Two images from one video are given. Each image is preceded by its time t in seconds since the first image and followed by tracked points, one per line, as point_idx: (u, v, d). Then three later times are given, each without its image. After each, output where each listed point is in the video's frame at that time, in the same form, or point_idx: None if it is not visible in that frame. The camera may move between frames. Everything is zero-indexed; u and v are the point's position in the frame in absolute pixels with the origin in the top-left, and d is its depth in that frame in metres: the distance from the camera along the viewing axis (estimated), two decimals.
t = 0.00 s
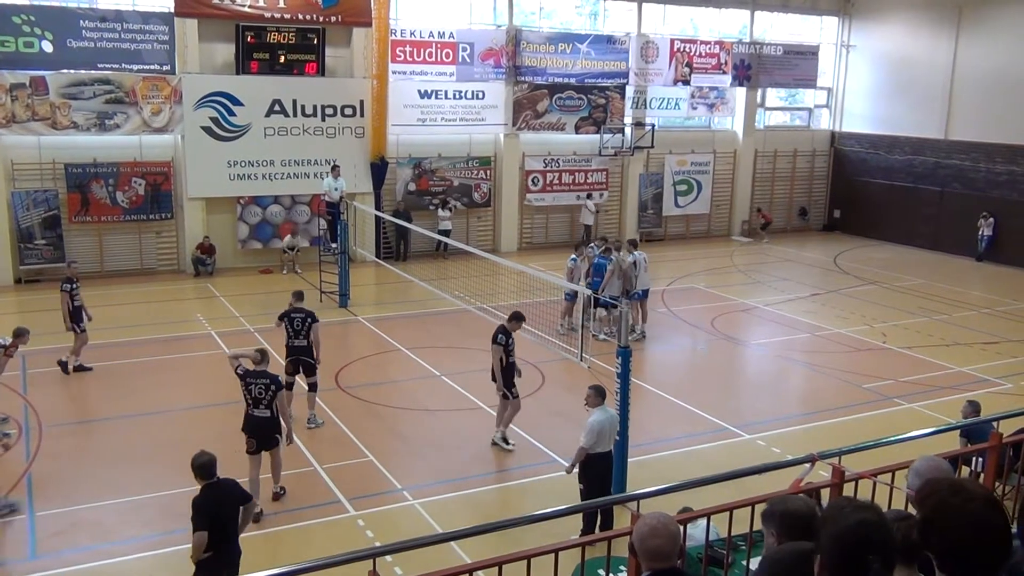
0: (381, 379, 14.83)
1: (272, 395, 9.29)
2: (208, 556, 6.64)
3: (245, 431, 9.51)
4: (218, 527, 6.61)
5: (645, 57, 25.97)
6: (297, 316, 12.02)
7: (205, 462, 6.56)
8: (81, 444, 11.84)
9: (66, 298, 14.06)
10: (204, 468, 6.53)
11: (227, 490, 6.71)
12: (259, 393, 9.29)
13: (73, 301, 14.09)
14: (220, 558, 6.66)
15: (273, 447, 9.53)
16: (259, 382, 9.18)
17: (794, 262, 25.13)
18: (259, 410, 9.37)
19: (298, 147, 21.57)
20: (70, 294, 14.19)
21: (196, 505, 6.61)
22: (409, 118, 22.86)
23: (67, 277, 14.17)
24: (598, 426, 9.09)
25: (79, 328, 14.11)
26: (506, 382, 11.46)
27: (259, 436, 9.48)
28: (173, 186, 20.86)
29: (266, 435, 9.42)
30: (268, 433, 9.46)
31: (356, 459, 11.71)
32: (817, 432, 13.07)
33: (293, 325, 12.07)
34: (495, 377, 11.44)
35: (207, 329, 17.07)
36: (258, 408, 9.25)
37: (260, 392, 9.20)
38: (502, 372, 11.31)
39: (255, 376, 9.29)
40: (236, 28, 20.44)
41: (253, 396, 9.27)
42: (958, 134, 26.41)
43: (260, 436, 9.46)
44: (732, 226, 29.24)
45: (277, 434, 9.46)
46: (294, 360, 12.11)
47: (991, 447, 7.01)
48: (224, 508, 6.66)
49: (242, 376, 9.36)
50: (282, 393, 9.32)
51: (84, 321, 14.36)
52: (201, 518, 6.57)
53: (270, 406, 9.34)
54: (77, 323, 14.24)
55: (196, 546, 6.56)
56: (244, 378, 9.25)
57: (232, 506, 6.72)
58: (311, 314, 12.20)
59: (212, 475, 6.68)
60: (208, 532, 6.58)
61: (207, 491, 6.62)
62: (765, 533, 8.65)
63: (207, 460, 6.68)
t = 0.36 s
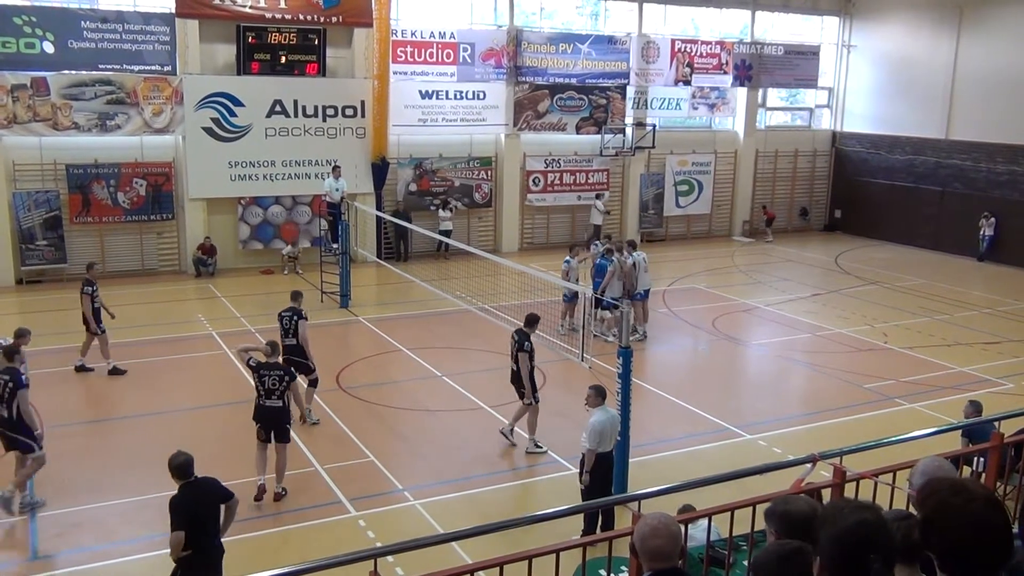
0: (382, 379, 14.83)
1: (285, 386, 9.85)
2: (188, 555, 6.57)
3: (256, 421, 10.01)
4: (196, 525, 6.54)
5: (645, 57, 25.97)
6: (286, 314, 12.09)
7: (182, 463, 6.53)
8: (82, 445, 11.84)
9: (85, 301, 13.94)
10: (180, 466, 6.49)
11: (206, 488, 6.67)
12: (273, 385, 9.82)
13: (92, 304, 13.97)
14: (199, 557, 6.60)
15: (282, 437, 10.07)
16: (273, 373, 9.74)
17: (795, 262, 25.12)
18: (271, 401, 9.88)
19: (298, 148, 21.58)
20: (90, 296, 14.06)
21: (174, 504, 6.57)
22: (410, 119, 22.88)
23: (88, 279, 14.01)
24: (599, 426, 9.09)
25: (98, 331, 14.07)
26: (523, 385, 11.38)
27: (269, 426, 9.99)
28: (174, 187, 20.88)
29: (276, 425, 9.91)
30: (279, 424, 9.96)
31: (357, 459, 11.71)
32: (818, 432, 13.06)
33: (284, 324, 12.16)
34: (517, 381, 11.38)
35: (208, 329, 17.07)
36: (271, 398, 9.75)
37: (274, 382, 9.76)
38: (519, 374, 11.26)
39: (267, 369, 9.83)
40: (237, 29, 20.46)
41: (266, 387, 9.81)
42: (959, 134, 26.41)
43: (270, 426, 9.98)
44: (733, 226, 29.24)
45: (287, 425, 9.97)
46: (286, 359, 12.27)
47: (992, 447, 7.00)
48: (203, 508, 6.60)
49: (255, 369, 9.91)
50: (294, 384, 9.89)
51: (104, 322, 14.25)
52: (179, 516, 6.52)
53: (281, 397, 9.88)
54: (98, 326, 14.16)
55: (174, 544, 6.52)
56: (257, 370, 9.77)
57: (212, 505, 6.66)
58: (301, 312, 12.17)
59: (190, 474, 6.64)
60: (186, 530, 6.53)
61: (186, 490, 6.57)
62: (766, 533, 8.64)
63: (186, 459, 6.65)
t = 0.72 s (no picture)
0: (382, 380, 14.84)
1: (289, 380, 9.95)
2: (150, 558, 6.48)
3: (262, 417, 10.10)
4: (159, 528, 6.45)
5: (645, 57, 25.98)
6: (294, 313, 12.12)
7: (147, 467, 6.43)
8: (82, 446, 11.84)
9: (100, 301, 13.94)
10: (146, 468, 6.41)
11: (173, 492, 6.58)
12: (277, 379, 9.93)
13: (107, 305, 14.00)
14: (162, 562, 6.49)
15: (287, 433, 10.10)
16: (278, 367, 9.86)
17: (795, 262, 25.13)
18: (276, 396, 9.98)
19: (298, 148, 21.58)
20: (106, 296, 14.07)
21: (137, 506, 6.50)
22: (409, 119, 22.90)
23: (104, 279, 14.04)
24: (599, 427, 9.08)
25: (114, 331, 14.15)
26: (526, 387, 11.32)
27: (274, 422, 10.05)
28: (174, 187, 20.89)
29: (280, 420, 9.96)
30: (283, 419, 10.01)
31: (357, 459, 11.72)
32: (818, 432, 13.06)
33: (289, 323, 12.17)
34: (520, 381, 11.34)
35: (208, 330, 17.07)
36: (276, 392, 9.83)
37: (278, 375, 9.86)
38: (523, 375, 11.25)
39: (270, 364, 9.96)
40: (236, 30, 20.48)
41: (270, 382, 9.92)
42: (958, 134, 26.42)
43: (275, 421, 10.04)
44: (733, 226, 29.25)
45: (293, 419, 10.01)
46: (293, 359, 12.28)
47: (992, 447, 7.00)
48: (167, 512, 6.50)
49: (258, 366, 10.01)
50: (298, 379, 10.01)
51: (119, 323, 14.31)
52: (139, 519, 6.43)
53: (286, 392, 9.97)
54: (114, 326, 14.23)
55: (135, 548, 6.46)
56: (261, 364, 9.91)
57: (178, 508, 6.56)
58: (307, 311, 12.20)
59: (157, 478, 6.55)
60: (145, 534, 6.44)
61: (150, 493, 6.50)
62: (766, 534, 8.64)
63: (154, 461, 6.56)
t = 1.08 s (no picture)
0: (381, 381, 14.84)
1: (285, 373, 10.00)
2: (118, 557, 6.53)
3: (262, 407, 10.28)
4: (127, 532, 6.47)
5: (643, 58, 26.00)
6: (304, 314, 12.10)
7: (120, 469, 6.37)
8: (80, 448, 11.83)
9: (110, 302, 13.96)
10: (117, 469, 6.35)
11: (144, 493, 6.52)
12: (274, 372, 10.01)
13: (116, 305, 14.03)
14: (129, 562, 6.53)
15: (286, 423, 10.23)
16: (274, 360, 9.91)
17: (793, 262, 25.15)
18: (273, 388, 10.10)
19: (296, 149, 21.58)
20: (116, 297, 14.09)
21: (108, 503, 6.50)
22: (407, 120, 22.91)
23: (114, 280, 14.09)
24: (596, 427, 9.09)
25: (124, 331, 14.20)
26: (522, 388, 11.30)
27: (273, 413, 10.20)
28: (172, 188, 20.89)
29: (279, 412, 10.08)
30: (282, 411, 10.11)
31: (356, 461, 11.71)
32: (817, 433, 13.06)
33: (298, 324, 12.14)
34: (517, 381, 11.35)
35: (207, 331, 17.06)
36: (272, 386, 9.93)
37: (274, 369, 9.93)
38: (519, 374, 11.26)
39: (267, 357, 10.02)
40: (234, 30, 20.47)
41: (267, 375, 10.02)
42: (956, 134, 26.45)
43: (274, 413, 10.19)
44: (731, 227, 29.27)
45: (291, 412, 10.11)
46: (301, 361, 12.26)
47: (991, 447, 7.01)
48: (137, 514, 6.49)
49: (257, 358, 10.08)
50: (294, 371, 10.05)
51: (128, 323, 14.34)
52: (107, 520, 6.42)
53: (283, 384, 10.05)
54: (123, 327, 14.25)
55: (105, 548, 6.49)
56: (258, 357, 10.00)
57: (151, 510, 6.54)
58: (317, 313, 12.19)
59: (129, 480, 6.48)
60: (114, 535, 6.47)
61: (121, 495, 6.46)
62: (765, 534, 8.64)
63: (129, 461, 6.48)
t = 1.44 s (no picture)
0: (380, 381, 14.84)
1: (287, 368, 10.00)
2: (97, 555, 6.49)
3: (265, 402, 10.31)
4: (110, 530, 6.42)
5: (643, 58, 26.00)
6: (308, 315, 12.15)
7: (109, 466, 6.33)
8: (79, 448, 11.83)
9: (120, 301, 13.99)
10: (104, 468, 6.30)
11: (129, 492, 6.44)
12: (275, 367, 10.02)
13: (127, 303, 14.05)
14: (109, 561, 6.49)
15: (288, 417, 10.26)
16: (274, 355, 9.92)
17: (792, 262, 25.16)
18: (275, 382, 10.11)
19: (295, 150, 21.58)
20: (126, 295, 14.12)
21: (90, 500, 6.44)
22: (406, 120, 22.93)
23: (124, 278, 14.14)
24: (594, 426, 9.11)
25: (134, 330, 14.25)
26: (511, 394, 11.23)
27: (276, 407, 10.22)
28: (171, 189, 20.89)
29: (281, 406, 10.10)
30: (284, 404, 10.17)
31: (356, 461, 11.72)
32: (816, 433, 13.06)
33: (302, 325, 12.16)
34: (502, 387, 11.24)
35: (207, 332, 17.06)
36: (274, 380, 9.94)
37: (275, 364, 9.94)
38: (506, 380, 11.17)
39: (269, 352, 10.04)
40: (233, 31, 20.47)
41: (269, 369, 10.02)
42: (955, 134, 26.45)
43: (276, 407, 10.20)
44: (730, 227, 29.29)
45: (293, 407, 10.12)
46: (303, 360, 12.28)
47: (990, 447, 7.01)
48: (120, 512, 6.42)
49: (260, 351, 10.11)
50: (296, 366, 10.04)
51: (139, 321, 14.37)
52: (88, 515, 6.38)
53: (284, 379, 10.06)
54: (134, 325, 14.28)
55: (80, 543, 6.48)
56: (260, 352, 10.03)
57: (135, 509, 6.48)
58: (319, 314, 12.20)
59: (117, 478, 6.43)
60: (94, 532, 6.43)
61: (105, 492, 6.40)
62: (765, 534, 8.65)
63: (118, 459, 6.44)
